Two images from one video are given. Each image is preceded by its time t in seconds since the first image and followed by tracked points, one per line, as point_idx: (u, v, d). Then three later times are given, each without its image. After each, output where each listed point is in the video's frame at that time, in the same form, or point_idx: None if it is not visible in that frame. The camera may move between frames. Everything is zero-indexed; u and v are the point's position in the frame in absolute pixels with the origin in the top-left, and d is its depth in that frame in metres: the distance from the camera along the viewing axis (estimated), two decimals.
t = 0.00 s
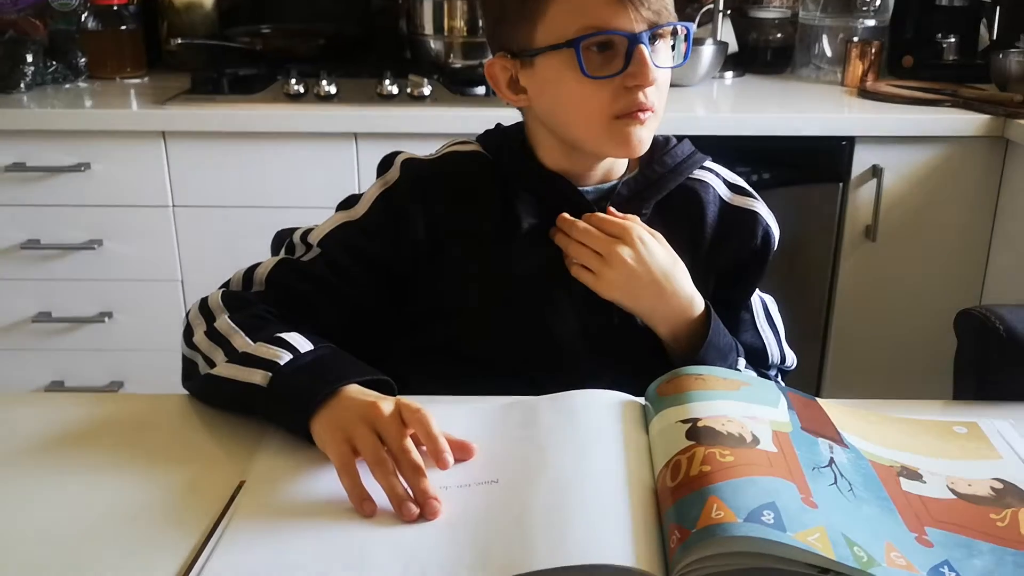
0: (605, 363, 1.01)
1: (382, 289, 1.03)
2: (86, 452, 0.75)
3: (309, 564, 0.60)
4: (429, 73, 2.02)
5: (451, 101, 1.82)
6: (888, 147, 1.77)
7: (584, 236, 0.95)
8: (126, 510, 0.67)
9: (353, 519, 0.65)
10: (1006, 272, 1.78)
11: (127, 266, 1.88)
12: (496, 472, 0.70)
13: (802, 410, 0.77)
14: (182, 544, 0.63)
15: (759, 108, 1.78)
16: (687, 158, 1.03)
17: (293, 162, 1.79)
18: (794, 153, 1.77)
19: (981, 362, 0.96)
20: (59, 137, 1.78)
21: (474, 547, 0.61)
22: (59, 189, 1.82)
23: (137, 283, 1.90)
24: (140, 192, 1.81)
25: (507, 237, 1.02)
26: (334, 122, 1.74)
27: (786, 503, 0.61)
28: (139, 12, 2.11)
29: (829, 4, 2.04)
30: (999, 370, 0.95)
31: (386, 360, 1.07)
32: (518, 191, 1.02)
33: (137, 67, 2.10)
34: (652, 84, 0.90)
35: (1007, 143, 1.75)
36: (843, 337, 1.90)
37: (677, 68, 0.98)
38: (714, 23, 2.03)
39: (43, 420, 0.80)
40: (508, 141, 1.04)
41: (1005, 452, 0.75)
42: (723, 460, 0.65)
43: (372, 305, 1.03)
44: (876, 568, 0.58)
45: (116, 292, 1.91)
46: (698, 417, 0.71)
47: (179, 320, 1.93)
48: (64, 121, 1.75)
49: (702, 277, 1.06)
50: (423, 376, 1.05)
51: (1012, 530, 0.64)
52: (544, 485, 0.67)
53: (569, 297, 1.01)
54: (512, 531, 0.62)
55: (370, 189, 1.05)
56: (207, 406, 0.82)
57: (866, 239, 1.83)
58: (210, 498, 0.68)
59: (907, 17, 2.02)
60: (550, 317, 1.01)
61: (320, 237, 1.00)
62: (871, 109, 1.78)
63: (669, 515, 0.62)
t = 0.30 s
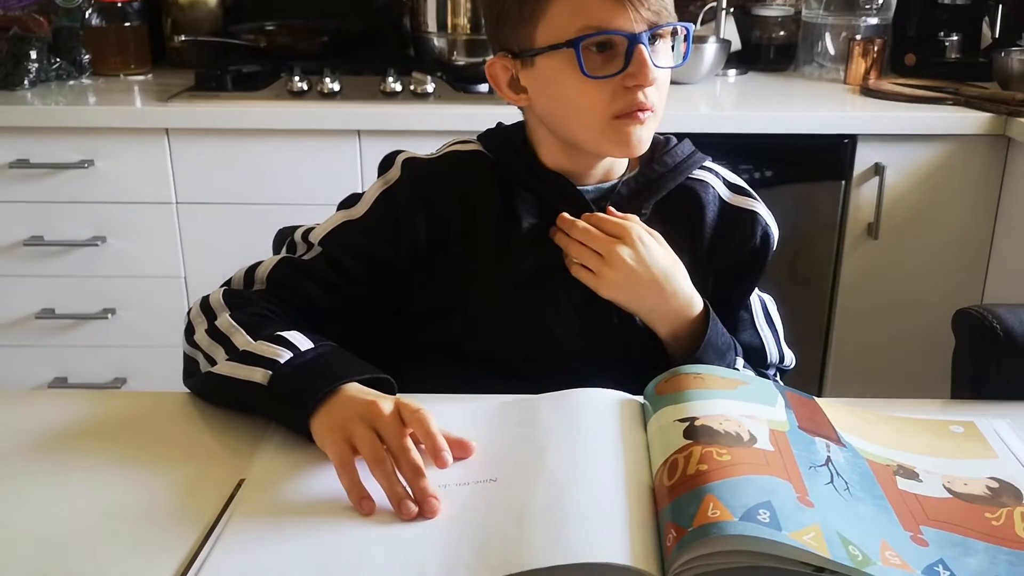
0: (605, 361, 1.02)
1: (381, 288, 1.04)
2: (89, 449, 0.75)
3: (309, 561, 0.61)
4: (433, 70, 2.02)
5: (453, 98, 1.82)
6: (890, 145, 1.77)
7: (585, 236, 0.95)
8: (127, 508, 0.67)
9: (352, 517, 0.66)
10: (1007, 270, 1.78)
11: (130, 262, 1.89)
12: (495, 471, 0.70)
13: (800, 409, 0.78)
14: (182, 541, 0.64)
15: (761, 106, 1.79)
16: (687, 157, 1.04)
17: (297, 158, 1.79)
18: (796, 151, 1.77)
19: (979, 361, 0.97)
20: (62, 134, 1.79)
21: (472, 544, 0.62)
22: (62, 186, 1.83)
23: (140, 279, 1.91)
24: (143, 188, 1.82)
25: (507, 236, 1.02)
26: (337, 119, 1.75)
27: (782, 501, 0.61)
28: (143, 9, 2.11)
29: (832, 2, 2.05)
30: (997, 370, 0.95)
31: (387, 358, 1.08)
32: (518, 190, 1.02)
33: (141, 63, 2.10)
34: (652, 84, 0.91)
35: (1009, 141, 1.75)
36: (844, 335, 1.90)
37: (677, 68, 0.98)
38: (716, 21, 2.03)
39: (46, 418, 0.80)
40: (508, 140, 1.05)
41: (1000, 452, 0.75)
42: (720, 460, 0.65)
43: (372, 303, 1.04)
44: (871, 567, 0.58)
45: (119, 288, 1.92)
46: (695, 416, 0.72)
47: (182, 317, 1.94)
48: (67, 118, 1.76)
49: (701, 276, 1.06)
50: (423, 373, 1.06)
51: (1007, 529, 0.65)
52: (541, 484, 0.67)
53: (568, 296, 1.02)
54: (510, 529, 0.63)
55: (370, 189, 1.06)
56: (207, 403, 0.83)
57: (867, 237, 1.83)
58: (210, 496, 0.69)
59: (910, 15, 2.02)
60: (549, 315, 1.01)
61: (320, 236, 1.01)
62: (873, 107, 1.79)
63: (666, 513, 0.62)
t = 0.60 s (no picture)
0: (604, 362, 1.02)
1: (381, 289, 1.04)
2: (89, 449, 0.75)
3: (309, 561, 0.61)
4: (432, 72, 2.03)
5: (453, 99, 1.83)
6: (889, 148, 1.77)
7: (585, 237, 0.95)
8: (128, 508, 0.67)
9: (353, 517, 0.66)
10: (1005, 272, 1.79)
11: (129, 263, 1.89)
12: (494, 471, 0.70)
13: (799, 410, 0.78)
14: (183, 541, 0.64)
15: (759, 108, 1.79)
16: (687, 159, 1.04)
17: (296, 160, 1.80)
18: (795, 153, 1.78)
19: (978, 362, 0.97)
20: (61, 135, 1.79)
21: (472, 543, 0.62)
22: (61, 186, 1.83)
23: (139, 280, 1.91)
24: (142, 189, 1.82)
25: (507, 237, 1.03)
26: (336, 120, 1.75)
27: (782, 502, 0.61)
28: (143, 10, 2.12)
29: (831, 4, 2.05)
30: (996, 372, 0.96)
31: (386, 359, 1.08)
32: (518, 191, 1.02)
33: (141, 64, 2.10)
34: (651, 86, 0.91)
35: (1008, 143, 1.75)
36: (843, 336, 1.91)
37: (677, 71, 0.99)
38: (715, 23, 2.03)
39: (47, 418, 0.80)
40: (508, 142, 1.05)
41: (999, 453, 0.75)
42: (720, 460, 0.65)
43: (372, 303, 1.04)
44: (870, 567, 0.58)
45: (118, 289, 1.91)
46: (695, 417, 0.72)
47: (181, 318, 1.94)
48: (66, 119, 1.76)
49: (701, 278, 1.06)
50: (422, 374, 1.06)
51: (1006, 530, 0.65)
52: (541, 484, 0.67)
53: (568, 297, 1.02)
54: (510, 529, 0.63)
55: (370, 190, 1.06)
56: (207, 403, 0.83)
57: (866, 239, 1.84)
58: (210, 496, 0.69)
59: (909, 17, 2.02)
60: (549, 316, 1.02)
61: (320, 237, 1.01)
62: (871, 109, 1.79)
63: (666, 513, 0.63)
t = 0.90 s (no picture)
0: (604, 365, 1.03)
1: (381, 292, 1.04)
2: (90, 452, 0.76)
3: (309, 564, 0.61)
4: (432, 75, 2.03)
5: (452, 103, 1.83)
6: (888, 152, 1.78)
7: (586, 239, 0.95)
8: (129, 511, 0.67)
9: (354, 520, 0.66)
10: (1003, 275, 1.79)
11: (129, 266, 1.89)
12: (494, 474, 0.70)
13: (798, 414, 0.78)
14: (183, 544, 0.64)
15: (758, 112, 1.80)
16: (687, 163, 1.05)
17: (296, 163, 1.80)
18: (794, 156, 1.78)
19: (976, 366, 0.97)
20: (61, 138, 1.79)
21: (472, 545, 0.62)
22: (61, 190, 1.83)
23: (138, 283, 1.91)
24: (142, 192, 1.82)
25: (507, 240, 1.03)
26: (336, 124, 1.75)
27: (781, 505, 0.62)
28: (143, 13, 2.12)
29: (830, 8, 2.06)
30: (994, 375, 0.96)
31: (386, 362, 1.08)
32: (518, 195, 1.03)
33: (141, 67, 2.11)
34: (651, 90, 0.91)
35: (1006, 147, 1.76)
36: (842, 340, 1.91)
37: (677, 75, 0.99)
38: (714, 27, 2.03)
39: (47, 421, 0.81)
40: (508, 146, 1.05)
41: (998, 457, 0.75)
42: (719, 463, 0.65)
43: (372, 305, 1.04)
44: (869, 570, 0.58)
45: (118, 292, 1.92)
46: (695, 420, 0.72)
47: (181, 321, 1.94)
48: (66, 122, 1.76)
49: (701, 282, 1.06)
50: (422, 377, 1.06)
51: (1005, 533, 0.65)
52: (541, 487, 0.68)
53: (568, 300, 1.02)
54: (510, 532, 0.63)
55: (371, 194, 1.07)
56: (208, 406, 0.83)
57: (865, 242, 1.84)
58: (211, 499, 0.69)
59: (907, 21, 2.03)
60: (549, 319, 1.02)
61: (320, 240, 1.01)
62: (870, 112, 1.79)
63: (666, 516, 0.63)
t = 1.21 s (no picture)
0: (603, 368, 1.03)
1: (381, 295, 1.04)
2: (89, 454, 0.76)
3: (309, 567, 0.61)
4: (431, 78, 2.03)
5: (452, 106, 1.83)
6: (887, 155, 1.78)
7: (593, 237, 0.96)
8: (128, 513, 0.67)
9: (353, 523, 0.66)
10: (1002, 280, 1.79)
11: (128, 268, 1.89)
12: (493, 478, 0.70)
13: (798, 417, 0.78)
14: (182, 547, 0.64)
15: (758, 115, 1.80)
16: (685, 167, 1.05)
17: (296, 166, 1.80)
18: (793, 160, 1.78)
19: (976, 370, 0.97)
20: (61, 141, 1.79)
21: (471, 547, 0.62)
22: (60, 193, 1.83)
23: (137, 286, 1.91)
24: (141, 195, 1.82)
25: (507, 242, 1.03)
26: (336, 127, 1.75)
27: (781, 509, 0.62)
28: (143, 17, 2.12)
29: (829, 12, 2.07)
30: (993, 378, 0.96)
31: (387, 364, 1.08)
32: (518, 198, 1.03)
33: (140, 71, 2.11)
34: (636, 101, 0.91)
35: (1004, 151, 1.76)
36: (841, 343, 1.91)
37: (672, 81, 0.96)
38: (713, 30, 2.04)
39: (47, 423, 0.80)
40: (508, 149, 1.05)
41: (998, 460, 0.75)
42: (719, 466, 0.65)
43: (373, 308, 1.04)
44: (868, 573, 0.58)
45: (116, 295, 1.91)
46: (694, 423, 0.72)
47: (179, 323, 1.94)
48: (65, 125, 1.76)
49: (701, 285, 1.07)
50: (422, 379, 1.06)
51: (1004, 537, 0.65)
52: (541, 490, 0.68)
53: (567, 303, 1.02)
54: (510, 535, 0.63)
55: (372, 197, 1.07)
56: (208, 409, 0.83)
57: (864, 246, 1.84)
58: (210, 502, 0.69)
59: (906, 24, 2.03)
60: (548, 322, 1.02)
61: (320, 243, 1.01)
62: (869, 116, 1.80)
63: (665, 519, 0.63)
